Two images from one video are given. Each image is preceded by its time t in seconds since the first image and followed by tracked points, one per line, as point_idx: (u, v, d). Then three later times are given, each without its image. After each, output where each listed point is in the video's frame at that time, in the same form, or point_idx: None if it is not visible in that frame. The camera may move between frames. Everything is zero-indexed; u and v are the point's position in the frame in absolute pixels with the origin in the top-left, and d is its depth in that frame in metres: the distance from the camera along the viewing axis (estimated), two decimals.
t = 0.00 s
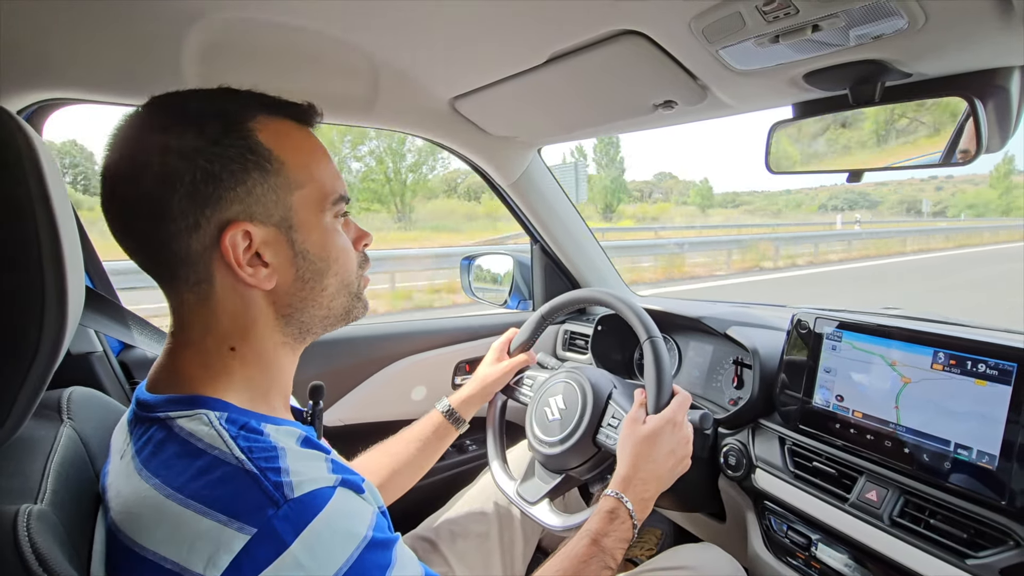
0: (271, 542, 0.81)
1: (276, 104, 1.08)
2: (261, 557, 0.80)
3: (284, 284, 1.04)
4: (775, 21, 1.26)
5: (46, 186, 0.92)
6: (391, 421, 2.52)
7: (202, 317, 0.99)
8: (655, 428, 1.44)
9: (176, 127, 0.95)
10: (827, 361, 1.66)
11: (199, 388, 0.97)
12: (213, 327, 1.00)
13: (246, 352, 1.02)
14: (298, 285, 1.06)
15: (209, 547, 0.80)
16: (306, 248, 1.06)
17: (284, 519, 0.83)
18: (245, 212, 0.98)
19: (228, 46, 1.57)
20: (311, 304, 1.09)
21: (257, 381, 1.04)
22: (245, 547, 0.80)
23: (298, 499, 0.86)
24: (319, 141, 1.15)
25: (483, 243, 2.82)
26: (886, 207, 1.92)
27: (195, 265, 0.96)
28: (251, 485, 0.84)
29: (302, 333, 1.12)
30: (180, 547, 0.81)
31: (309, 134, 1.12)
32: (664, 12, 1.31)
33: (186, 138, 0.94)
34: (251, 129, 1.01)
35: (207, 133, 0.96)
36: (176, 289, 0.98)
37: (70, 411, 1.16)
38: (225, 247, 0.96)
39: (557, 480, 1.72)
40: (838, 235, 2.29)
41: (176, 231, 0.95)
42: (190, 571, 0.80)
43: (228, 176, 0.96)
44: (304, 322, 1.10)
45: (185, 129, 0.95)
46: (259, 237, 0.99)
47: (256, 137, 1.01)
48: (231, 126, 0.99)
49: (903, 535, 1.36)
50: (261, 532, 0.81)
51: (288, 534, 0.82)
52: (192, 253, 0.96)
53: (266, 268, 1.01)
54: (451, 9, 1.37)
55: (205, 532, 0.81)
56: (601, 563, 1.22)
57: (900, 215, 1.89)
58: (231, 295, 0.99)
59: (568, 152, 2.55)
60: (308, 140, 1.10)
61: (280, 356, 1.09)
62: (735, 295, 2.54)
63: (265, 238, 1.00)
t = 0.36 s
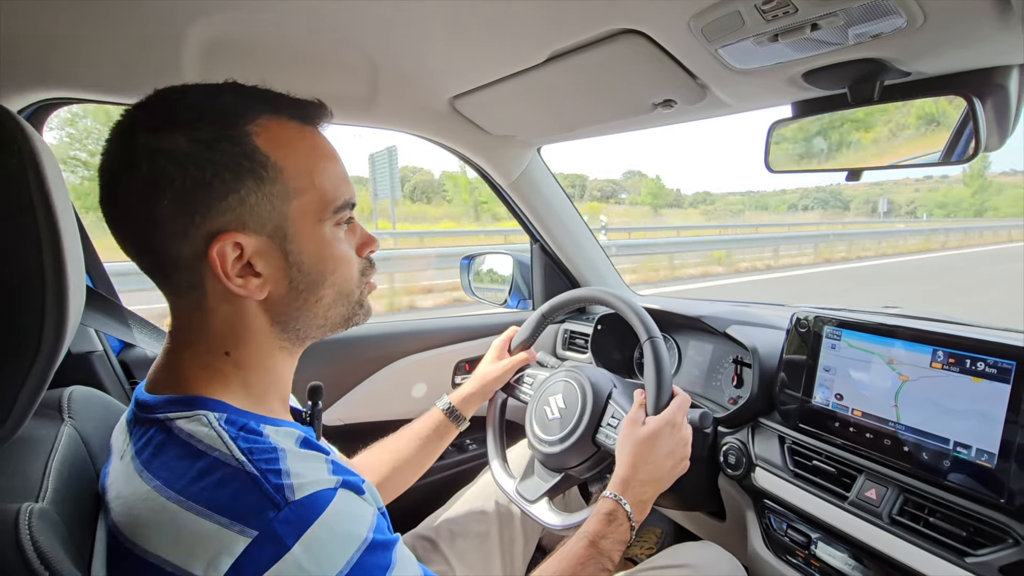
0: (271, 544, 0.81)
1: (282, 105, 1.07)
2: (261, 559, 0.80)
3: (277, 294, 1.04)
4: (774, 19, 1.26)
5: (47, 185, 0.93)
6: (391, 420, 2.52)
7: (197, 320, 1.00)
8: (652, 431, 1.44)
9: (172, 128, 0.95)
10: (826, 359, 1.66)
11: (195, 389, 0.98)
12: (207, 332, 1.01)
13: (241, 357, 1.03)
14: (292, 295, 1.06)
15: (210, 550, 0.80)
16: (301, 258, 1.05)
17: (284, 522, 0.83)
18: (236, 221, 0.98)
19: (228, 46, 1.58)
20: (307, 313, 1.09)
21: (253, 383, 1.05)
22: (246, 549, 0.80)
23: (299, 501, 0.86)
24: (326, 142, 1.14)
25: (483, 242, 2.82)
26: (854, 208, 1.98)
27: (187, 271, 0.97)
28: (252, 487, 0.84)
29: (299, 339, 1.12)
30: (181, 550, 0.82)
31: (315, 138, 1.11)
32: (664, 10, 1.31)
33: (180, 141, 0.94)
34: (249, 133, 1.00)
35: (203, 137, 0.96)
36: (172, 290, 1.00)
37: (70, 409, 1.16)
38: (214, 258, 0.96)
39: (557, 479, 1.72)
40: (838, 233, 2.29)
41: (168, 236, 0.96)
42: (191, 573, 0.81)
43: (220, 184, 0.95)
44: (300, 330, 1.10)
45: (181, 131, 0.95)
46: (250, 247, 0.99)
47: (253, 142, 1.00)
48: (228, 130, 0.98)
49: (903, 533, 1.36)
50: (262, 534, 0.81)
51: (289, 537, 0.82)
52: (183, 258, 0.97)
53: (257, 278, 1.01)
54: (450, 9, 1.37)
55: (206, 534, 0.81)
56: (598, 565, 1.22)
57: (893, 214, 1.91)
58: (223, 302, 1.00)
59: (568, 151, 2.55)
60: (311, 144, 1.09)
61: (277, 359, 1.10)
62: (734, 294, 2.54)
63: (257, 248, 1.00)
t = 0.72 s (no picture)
0: (271, 538, 0.80)
1: (271, 102, 1.07)
2: (260, 554, 0.79)
3: (281, 284, 1.04)
4: (774, 17, 1.25)
5: (44, 184, 0.92)
6: (391, 420, 2.52)
7: (200, 317, 0.99)
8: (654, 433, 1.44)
9: (169, 127, 0.95)
10: (827, 359, 1.65)
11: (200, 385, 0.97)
12: (209, 328, 0.99)
13: (245, 352, 1.02)
14: (295, 286, 1.05)
15: (210, 544, 0.80)
16: (303, 248, 1.05)
17: (283, 516, 0.82)
18: (239, 212, 0.97)
19: (226, 45, 1.57)
20: (309, 303, 1.09)
21: (257, 379, 1.04)
22: (245, 543, 0.80)
23: (299, 495, 0.85)
24: (315, 138, 1.14)
25: (482, 241, 2.81)
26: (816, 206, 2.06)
27: (190, 267, 0.96)
28: (251, 481, 0.84)
29: (301, 333, 1.12)
30: (181, 544, 0.81)
31: (306, 132, 1.11)
32: (664, 8, 1.31)
33: (178, 138, 0.94)
34: (245, 128, 1.00)
35: (200, 133, 0.95)
36: (173, 289, 0.98)
37: (68, 410, 1.16)
38: (220, 248, 0.96)
39: (556, 480, 1.72)
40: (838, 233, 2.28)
41: (171, 232, 0.94)
42: (191, 567, 0.80)
43: (221, 177, 0.95)
44: (302, 322, 1.10)
45: (178, 130, 0.95)
46: (254, 237, 0.99)
47: (250, 135, 1.00)
48: (224, 125, 0.98)
49: (904, 533, 1.36)
50: (261, 528, 0.81)
51: (288, 531, 0.82)
52: (186, 254, 0.95)
53: (262, 268, 1.00)
54: (450, 7, 1.37)
55: (205, 529, 0.81)
56: (599, 566, 1.21)
57: (879, 213, 1.94)
58: (228, 296, 0.99)
59: (568, 151, 2.54)
60: (303, 137, 1.09)
61: (280, 357, 1.09)
62: (735, 294, 2.53)
63: (261, 238, 0.99)
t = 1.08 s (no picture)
0: (280, 528, 0.80)
1: (262, 104, 1.08)
2: (270, 544, 0.79)
3: (294, 276, 1.05)
4: (773, 20, 1.26)
5: (43, 184, 0.92)
6: (390, 421, 2.52)
7: (213, 317, 0.99)
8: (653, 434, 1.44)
9: (171, 132, 0.95)
10: (825, 360, 1.66)
11: (212, 380, 0.97)
12: (223, 324, 0.99)
13: (257, 346, 1.02)
14: (307, 276, 1.06)
15: (219, 532, 0.80)
16: (311, 239, 1.06)
17: (293, 506, 0.82)
18: (249, 209, 0.98)
19: (226, 47, 1.57)
20: (321, 293, 1.10)
21: (268, 375, 1.05)
22: (254, 532, 0.80)
23: (308, 487, 0.85)
24: (306, 137, 1.15)
25: (481, 242, 2.82)
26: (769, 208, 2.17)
27: (205, 264, 0.96)
28: (262, 472, 0.84)
29: (314, 324, 1.13)
30: (190, 532, 0.81)
31: (297, 131, 1.12)
32: (664, 11, 1.31)
33: (183, 142, 0.94)
34: (244, 128, 1.01)
35: (203, 136, 0.96)
36: (183, 293, 0.97)
37: (67, 411, 1.16)
38: (236, 242, 0.96)
39: (556, 480, 1.72)
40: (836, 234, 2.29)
41: (183, 234, 0.94)
42: (200, 555, 0.80)
43: (229, 176, 0.95)
44: (315, 313, 1.11)
45: (180, 134, 0.95)
46: (266, 231, 1.00)
47: (250, 135, 1.01)
48: (223, 127, 0.98)
49: (903, 534, 1.36)
50: (271, 518, 0.81)
51: (296, 521, 0.82)
52: (201, 254, 0.95)
53: (275, 261, 1.01)
54: (451, 9, 1.37)
55: (215, 517, 0.80)
56: (597, 566, 1.21)
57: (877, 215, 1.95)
58: (242, 292, 0.99)
59: (568, 152, 2.55)
60: (296, 136, 1.10)
61: (290, 353, 1.09)
62: (734, 295, 2.53)
63: (272, 232, 1.00)
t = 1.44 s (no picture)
0: (278, 523, 0.80)
1: (277, 109, 1.08)
2: (267, 539, 0.79)
3: (274, 287, 1.04)
4: (772, 21, 1.26)
5: (42, 182, 0.92)
6: (390, 421, 2.52)
7: (203, 315, 1.01)
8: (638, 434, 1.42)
9: (181, 132, 0.98)
10: (824, 361, 1.66)
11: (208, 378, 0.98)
12: (209, 326, 1.01)
13: (248, 349, 1.03)
14: (289, 289, 1.05)
15: (217, 528, 0.79)
16: (296, 252, 1.04)
17: (291, 502, 0.82)
18: (233, 216, 0.98)
19: (226, 47, 1.58)
20: (306, 308, 1.07)
21: (262, 376, 1.06)
22: (253, 527, 0.80)
23: (306, 483, 0.85)
24: (324, 144, 1.14)
25: (480, 242, 2.82)
26: (709, 207, 2.43)
27: (188, 265, 0.99)
28: (261, 467, 0.84)
29: (302, 337, 1.10)
30: (189, 528, 0.81)
31: (313, 137, 1.11)
32: (663, 12, 1.31)
33: (185, 143, 0.97)
34: (244, 134, 1.01)
35: (204, 139, 0.98)
36: (181, 287, 1.01)
37: (65, 410, 1.16)
38: (209, 250, 0.97)
39: (555, 480, 1.71)
40: (835, 235, 2.29)
41: (173, 234, 0.97)
42: (199, 550, 0.79)
43: (217, 182, 0.96)
44: (301, 326, 1.09)
45: (186, 135, 0.98)
46: (245, 240, 0.99)
47: (249, 142, 1.01)
48: (226, 131, 1.00)
49: (902, 534, 1.36)
50: (268, 513, 0.81)
51: (294, 516, 0.82)
52: (187, 255, 0.98)
53: (253, 271, 1.01)
54: (450, 9, 1.37)
55: (213, 513, 0.80)
56: (591, 559, 1.22)
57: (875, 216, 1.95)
58: (225, 296, 1.01)
59: (567, 153, 2.55)
60: (307, 143, 1.09)
61: (285, 357, 1.10)
62: (734, 295, 2.54)
63: (252, 242, 1.00)
